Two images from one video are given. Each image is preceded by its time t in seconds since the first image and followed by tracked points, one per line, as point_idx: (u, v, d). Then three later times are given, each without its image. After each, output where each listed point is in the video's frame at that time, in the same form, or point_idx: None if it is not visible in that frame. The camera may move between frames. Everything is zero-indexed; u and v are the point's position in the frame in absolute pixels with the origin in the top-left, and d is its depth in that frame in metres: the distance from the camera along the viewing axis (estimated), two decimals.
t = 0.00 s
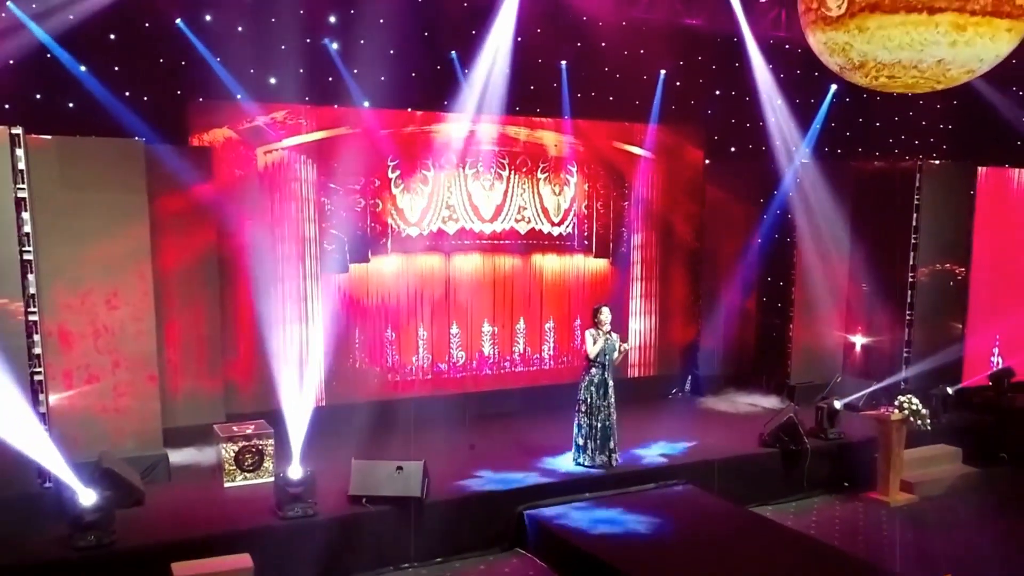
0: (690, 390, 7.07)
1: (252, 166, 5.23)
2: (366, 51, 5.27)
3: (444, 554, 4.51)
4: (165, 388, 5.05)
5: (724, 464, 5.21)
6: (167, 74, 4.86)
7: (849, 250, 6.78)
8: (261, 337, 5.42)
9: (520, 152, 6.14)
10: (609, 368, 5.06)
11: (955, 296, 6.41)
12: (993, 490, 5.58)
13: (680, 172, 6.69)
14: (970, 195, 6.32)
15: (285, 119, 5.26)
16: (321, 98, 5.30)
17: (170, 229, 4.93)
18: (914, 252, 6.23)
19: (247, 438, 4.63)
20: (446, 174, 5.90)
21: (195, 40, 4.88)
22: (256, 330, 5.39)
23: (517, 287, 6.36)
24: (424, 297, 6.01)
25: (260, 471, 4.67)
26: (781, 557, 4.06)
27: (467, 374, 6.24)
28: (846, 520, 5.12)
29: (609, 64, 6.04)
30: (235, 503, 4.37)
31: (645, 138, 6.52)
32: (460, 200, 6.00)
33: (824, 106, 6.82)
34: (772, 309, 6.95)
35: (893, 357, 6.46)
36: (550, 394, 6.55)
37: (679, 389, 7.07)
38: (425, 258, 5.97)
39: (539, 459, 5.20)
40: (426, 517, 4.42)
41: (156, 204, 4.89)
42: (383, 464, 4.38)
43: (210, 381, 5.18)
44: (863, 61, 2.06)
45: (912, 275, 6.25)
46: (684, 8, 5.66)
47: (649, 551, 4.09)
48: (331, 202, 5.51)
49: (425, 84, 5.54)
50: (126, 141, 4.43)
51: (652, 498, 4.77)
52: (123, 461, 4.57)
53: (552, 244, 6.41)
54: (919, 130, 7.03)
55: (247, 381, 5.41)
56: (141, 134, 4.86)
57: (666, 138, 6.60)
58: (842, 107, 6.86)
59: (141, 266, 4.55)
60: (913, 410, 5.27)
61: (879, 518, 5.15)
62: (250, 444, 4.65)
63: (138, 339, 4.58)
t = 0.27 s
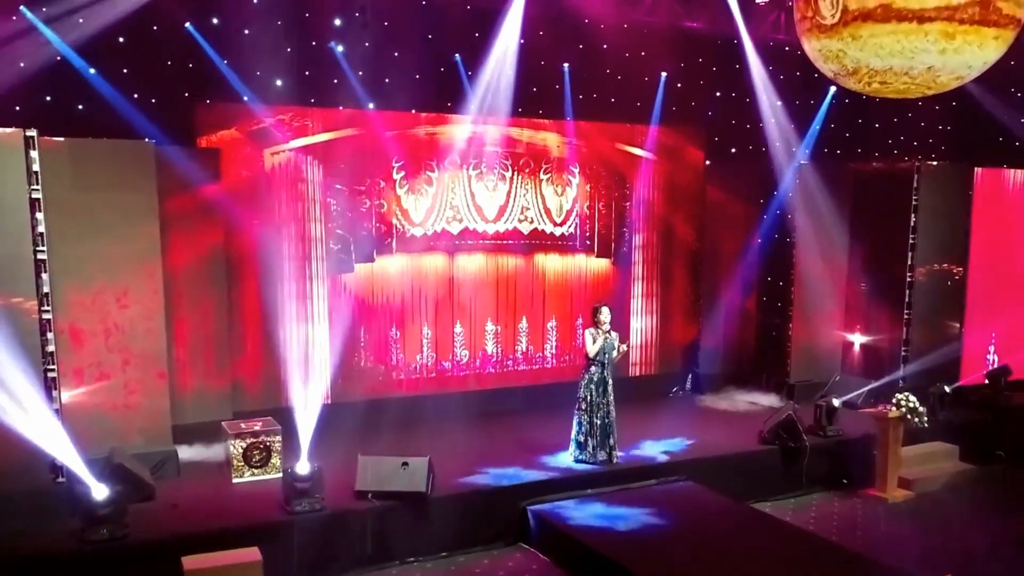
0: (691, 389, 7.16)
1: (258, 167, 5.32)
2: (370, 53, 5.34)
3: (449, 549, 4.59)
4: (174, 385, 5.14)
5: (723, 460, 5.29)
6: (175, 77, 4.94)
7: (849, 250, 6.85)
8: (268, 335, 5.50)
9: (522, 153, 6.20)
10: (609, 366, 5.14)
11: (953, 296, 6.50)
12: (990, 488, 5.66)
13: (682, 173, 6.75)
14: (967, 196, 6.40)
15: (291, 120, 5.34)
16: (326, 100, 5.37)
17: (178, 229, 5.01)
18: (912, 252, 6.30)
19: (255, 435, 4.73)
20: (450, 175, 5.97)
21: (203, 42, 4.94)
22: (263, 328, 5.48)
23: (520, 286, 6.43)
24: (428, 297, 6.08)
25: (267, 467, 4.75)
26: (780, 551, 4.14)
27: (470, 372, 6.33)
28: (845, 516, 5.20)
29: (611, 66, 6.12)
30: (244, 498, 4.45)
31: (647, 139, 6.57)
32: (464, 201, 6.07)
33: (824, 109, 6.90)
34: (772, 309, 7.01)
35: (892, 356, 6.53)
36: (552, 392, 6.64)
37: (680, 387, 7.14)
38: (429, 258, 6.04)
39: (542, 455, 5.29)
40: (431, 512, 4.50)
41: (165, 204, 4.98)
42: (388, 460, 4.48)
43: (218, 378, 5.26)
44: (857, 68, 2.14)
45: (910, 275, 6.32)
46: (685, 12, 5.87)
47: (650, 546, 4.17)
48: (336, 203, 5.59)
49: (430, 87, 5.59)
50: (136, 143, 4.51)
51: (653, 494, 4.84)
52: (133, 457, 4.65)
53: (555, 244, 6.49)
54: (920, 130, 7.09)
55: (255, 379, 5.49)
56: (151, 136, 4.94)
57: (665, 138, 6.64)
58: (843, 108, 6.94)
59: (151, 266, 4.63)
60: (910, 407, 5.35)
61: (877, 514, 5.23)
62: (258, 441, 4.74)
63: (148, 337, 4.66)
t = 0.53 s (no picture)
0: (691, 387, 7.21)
1: (265, 167, 5.39)
2: (375, 55, 5.42)
3: (453, 543, 4.67)
4: (182, 382, 5.23)
5: (723, 457, 5.36)
6: (182, 79, 5.02)
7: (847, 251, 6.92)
8: (274, 333, 5.59)
9: (525, 154, 6.28)
10: (609, 364, 5.22)
11: (952, 295, 6.57)
12: (986, 484, 5.74)
13: (682, 174, 6.84)
14: (965, 196, 6.48)
15: (298, 122, 5.42)
16: (331, 101, 5.43)
17: (186, 229, 5.10)
18: (910, 252, 6.37)
19: (262, 431, 4.81)
20: (453, 176, 6.05)
21: (211, 44, 5.03)
22: (269, 326, 5.57)
23: (523, 285, 6.51)
24: (432, 296, 6.17)
25: (275, 463, 4.83)
26: (778, 546, 4.22)
27: (473, 370, 6.41)
28: (843, 512, 5.28)
29: (613, 68, 6.21)
30: (252, 493, 4.54)
31: (647, 140, 6.65)
32: (467, 201, 6.16)
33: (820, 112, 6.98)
34: (772, 307, 7.06)
35: (890, 354, 6.61)
36: (555, 389, 6.73)
37: (680, 385, 7.21)
38: (432, 257, 6.12)
39: (544, 452, 5.37)
40: (436, 507, 4.58)
41: (174, 204, 5.06)
42: (393, 456, 4.54)
43: (225, 376, 5.35)
44: (850, 73, 2.22)
45: (908, 274, 6.40)
46: (686, 14, 5.98)
47: (651, 541, 4.25)
48: (341, 203, 5.67)
49: (434, 88, 5.66)
50: (145, 144, 4.60)
51: (654, 490, 4.92)
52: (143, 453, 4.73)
53: (557, 244, 6.56)
54: (912, 136, 7.16)
55: (261, 376, 5.59)
56: (160, 137, 5.02)
57: (666, 139, 6.71)
58: (842, 109, 7.02)
59: (160, 264, 4.71)
60: (907, 405, 5.48)
61: (874, 510, 5.30)
62: (265, 437, 4.83)
63: (158, 335, 4.74)
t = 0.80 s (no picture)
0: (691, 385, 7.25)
1: (271, 168, 5.48)
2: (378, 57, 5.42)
3: (457, 538, 4.74)
4: (189, 380, 5.30)
5: (723, 454, 5.43)
6: (189, 81, 5.08)
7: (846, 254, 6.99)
8: (280, 332, 5.67)
9: (528, 154, 6.37)
10: (610, 362, 5.28)
11: (950, 294, 6.64)
12: (983, 481, 5.81)
13: (682, 175, 6.95)
14: (962, 197, 6.55)
15: (303, 124, 5.53)
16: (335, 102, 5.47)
17: (193, 229, 5.16)
18: (908, 251, 6.46)
19: (268, 428, 4.88)
20: (457, 176, 6.13)
21: (215, 44, 5.05)
22: (275, 324, 5.64)
23: (525, 284, 6.58)
24: (435, 295, 6.24)
25: (281, 459, 4.90)
26: (776, 542, 4.29)
27: (476, 368, 6.48)
28: (841, 508, 5.35)
29: (614, 69, 6.18)
30: (259, 488, 4.61)
31: (647, 142, 6.77)
32: (470, 201, 6.23)
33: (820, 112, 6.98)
34: (771, 306, 7.13)
35: (888, 353, 6.69)
36: (557, 387, 6.79)
37: (681, 383, 7.27)
38: (436, 256, 6.18)
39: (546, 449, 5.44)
40: (440, 503, 4.65)
41: (181, 203, 5.13)
42: (397, 454, 4.62)
43: (231, 374, 5.42)
44: (844, 77, 2.29)
45: (906, 273, 6.49)
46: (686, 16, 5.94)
47: (651, 536, 4.31)
48: (346, 203, 5.75)
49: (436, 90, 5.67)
50: (153, 146, 4.65)
51: (655, 486, 4.99)
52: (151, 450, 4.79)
53: (559, 244, 6.63)
54: (913, 137, 7.24)
55: (266, 374, 5.67)
56: (167, 137, 5.11)
57: (667, 140, 6.83)
58: (841, 108, 7.04)
59: (168, 264, 4.77)
60: (905, 402, 5.67)
61: (872, 507, 5.37)
62: (272, 434, 4.90)
63: (166, 334, 4.81)
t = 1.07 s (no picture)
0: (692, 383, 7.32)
1: (277, 168, 5.53)
2: (382, 58, 5.56)
3: (461, 533, 4.82)
4: (196, 378, 5.39)
5: (722, 451, 5.51)
6: (196, 82, 5.16)
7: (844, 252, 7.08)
8: (285, 330, 5.75)
9: (530, 155, 6.43)
10: (610, 361, 5.36)
11: (946, 293, 6.74)
12: (978, 478, 5.89)
13: (682, 176, 7.00)
14: (959, 197, 6.63)
15: (308, 125, 5.56)
16: (339, 103, 5.55)
17: (199, 228, 5.26)
18: (906, 251, 6.56)
19: (274, 424, 4.96)
20: (460, 177, 6.19)
21: (225, 48, 5.18)
22: (280, 323, 5.73)
23: (527, 284, 6.66)
24: (438, 294, 6.32)
25: (287, 455, 4.98)
26: (773, 536, 4.37)
27: (479, 366, 6.56)
28: (838, 504, 5.43)
29: (614, 69, 6.32)
30: (266, 484, 4.69)
31: (647, 142, 6.79)
32: (473, 202, 6.30)
33: (819, 114, 7.07)
34: (772, 305, 7.20)
35: (885, 351, 6.79)
36: (558, 385, 6.88)
37: (681, 381, 7.36)
38: (439, 256, 6.26)
39: (547, 445, 5.52)
40: (443, 498, 4.73)
41: (188, 204, 5.22)
42: (401, 449, 4.70)
43: (237, 372, 5.51)
44: (837, 82, 2.37)
45: (904, 272, 6.59)
46: (685, 18, 6.26)
47: (652, 530, 4.40)
48: (351, 204, 5.81)
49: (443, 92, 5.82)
50: (161, 146, 4.72)
51: (655, 482, 5.07)
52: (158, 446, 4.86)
53: (560, 243, 6.70)
54: (909, 138, 7.31)
55: (271, 371, 5.75)
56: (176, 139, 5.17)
57: (669, 141, 6.87)
58: (837, 110, 7.13)
59: (176, 263, 4.84)
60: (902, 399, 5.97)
61: (869, 502, 5.45)
62: (278, 431, 4.98)
63: (174, 332, 4.88)
